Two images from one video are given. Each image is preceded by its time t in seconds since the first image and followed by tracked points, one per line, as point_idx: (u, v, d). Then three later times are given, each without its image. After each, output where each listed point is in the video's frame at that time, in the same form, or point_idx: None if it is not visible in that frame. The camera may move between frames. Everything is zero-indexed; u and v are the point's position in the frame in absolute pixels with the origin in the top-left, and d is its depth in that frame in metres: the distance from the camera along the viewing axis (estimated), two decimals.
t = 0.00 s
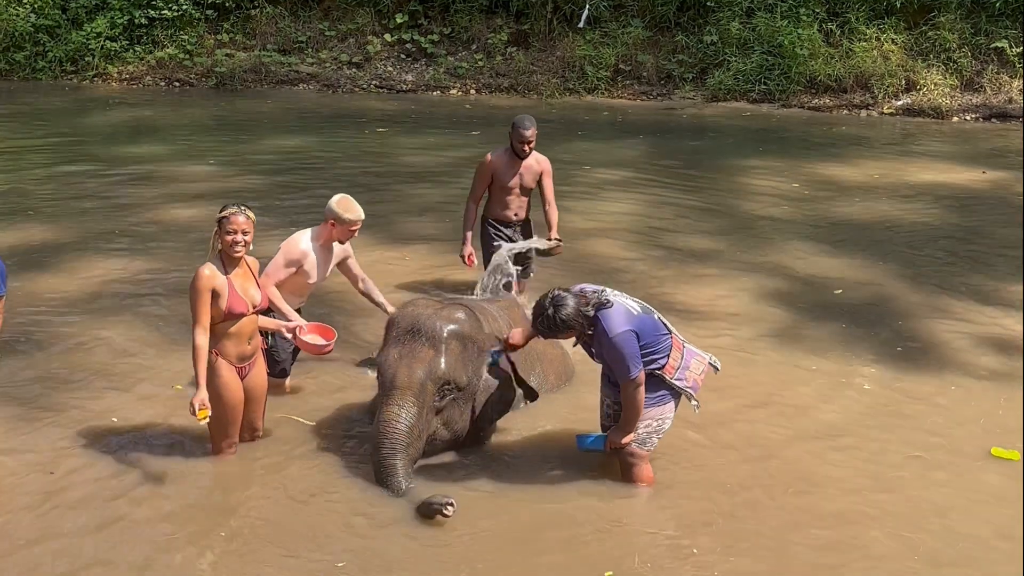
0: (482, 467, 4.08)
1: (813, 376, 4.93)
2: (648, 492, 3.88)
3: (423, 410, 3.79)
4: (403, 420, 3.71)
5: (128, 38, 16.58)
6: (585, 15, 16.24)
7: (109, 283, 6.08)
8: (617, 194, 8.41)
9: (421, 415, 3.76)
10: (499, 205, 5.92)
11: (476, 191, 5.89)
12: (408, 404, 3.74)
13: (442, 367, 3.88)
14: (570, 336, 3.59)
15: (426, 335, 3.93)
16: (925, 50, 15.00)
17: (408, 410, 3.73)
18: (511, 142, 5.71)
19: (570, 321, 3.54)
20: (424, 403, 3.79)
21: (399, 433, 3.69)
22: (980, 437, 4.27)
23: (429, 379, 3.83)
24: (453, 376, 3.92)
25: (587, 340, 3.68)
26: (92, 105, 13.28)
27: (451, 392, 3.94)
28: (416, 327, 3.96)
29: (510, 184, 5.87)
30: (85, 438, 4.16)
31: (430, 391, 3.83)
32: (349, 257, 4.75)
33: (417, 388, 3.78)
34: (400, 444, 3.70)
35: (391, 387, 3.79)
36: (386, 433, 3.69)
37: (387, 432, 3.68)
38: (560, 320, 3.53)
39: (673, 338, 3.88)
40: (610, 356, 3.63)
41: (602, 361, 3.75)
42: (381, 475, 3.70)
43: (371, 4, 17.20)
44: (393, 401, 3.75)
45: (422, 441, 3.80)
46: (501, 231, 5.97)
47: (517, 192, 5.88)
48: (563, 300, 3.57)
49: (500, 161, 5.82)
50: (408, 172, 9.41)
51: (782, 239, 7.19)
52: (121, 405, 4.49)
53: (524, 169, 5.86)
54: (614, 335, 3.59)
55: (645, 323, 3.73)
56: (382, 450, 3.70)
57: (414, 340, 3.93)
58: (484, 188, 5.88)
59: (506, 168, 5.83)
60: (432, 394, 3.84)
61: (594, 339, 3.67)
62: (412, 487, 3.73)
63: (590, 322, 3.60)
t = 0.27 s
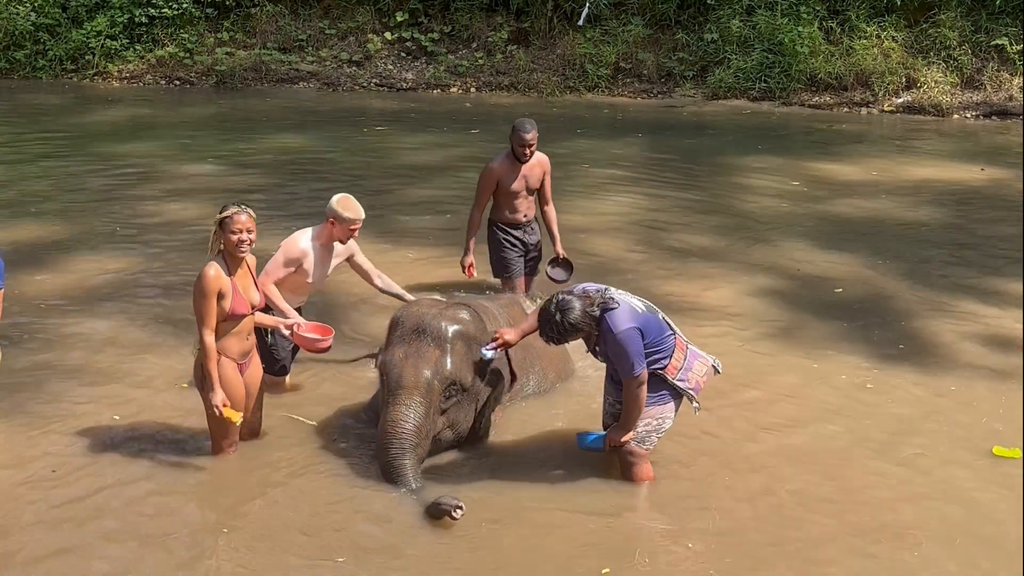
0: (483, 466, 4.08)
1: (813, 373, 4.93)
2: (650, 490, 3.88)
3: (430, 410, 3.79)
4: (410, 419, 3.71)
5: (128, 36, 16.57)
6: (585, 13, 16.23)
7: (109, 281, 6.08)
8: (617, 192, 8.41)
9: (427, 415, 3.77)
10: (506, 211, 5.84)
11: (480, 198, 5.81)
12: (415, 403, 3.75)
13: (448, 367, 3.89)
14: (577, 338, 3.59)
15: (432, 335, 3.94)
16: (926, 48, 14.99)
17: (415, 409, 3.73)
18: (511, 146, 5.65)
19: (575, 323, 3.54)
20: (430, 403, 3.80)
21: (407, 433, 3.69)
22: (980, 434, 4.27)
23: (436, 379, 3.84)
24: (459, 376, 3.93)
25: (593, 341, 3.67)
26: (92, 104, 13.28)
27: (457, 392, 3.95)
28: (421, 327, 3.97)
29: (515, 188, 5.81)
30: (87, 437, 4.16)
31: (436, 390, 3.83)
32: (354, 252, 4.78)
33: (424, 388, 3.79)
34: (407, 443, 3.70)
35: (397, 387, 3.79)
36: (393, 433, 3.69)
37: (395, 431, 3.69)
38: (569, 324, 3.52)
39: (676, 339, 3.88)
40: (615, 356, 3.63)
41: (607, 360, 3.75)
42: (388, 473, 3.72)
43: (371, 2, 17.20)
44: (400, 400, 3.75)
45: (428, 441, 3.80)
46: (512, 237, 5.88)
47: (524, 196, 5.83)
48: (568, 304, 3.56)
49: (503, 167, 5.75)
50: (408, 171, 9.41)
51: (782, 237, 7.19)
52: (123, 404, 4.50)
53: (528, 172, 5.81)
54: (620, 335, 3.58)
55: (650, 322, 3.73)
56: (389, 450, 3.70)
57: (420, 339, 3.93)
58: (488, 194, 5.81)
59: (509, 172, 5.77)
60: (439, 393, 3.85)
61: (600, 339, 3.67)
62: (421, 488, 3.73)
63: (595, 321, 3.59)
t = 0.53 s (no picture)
0: (486, 464, 4.08)
1: (814, 372, 4.94)
2: (653, 490, 3.88)
3: (432, 409, 3.79)
4: (412, 418, 3.71)
5: (128, 35, 16.57)
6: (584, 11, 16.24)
7: (110, 280, 6.07)
8: (617, 191, 8.42)
9: (429, 414, 3.76)
10: (512, 216, 5.83)
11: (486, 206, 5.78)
12: (417, 402, 3.74)
13: (449, 366, 3.89)
14: (580, 340, 3.59)
15: (434, 334, 3.95)
16: (926, 46, 14.99)
17: (417, 409, 3.73)
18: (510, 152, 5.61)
19: (577, 325, 3.54)
20: (432, 401, 3.79)
21: (410, 432, 3.68)
22: (981, 433, 4.28)
23: (437, 378, 3.84)
24: (461, 375, 3.93)
25: (596, 342, 3.67)
26: (93, 103, 13.27)
27: (458, 391, 3.95)
28: (423, 326, 3.97)
29: (518, 194, 5.80)
30: (89, 436, 4.16)
31: (438, 389, 3.83)
32: (349, 257, 4.75)
33: (426, 386, 3.79)
34: (410, 442, 3.69)
35: (399, 386, 3.79)
36: (396, 432, 3.68)
37: (397, 430, 3.68)
38: (572, 327, 3.52)
39: (680, 338, 3.88)
40: (618, 355, 3.63)
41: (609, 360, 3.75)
42: (391, 473, 3.70)
43: (371, 1, 17.20)
44: (402, 399, 3.74)
45: (429, 440, 3.79)
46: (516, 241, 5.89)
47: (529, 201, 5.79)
48: (570, 308, 3.56)
49: (505, 174, 5.71)
50: (408, 169, 9.42)
51: (782, 235, 7.20)
52: (126, 404, 4.49)
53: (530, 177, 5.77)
54: (623, 334, 3.59)
55: (652, 321, 3.74)
56: (391, 448, 3.69)
57: (422, 338, 3.94)
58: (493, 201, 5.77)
59: (512, 178, 5.73)
60: (440, 392, 3.84)
61: (602, 339, 3.67)
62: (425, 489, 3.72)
63: (597, 324, 3.60)
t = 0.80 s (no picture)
0: (485, 463, 4.08)
1: (815, 372, 4.94)
2: (653, 489, 3.88)
3: (430, 408, 3.79)
4: (410, 416, 3.72)
5: (129, 35, 16.57)
6: (585, 11, 16.23)
7: (110, 279, 6.08)
8: (618, 191, 8.42)
9: (427, 412, 3.77)
10: (513, 218, 5.73)
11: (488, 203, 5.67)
12: (415, 400, 3.75)
13: (448, 365, 3.89)
14: (578, 341, 3.59)
15: (433, 333, 3.94)
16: (927, 46, 14.97)
17: (415, 407, 3.73)
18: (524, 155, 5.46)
19: (574, 326, 3.54)
20: (430, 400, 3.79)
21: (407, 430, 3.70)
22: (981, 432, 4.28)
23: (436, 377, 3.84)
24: (459, 374, 3.93)
25: (594, 340, 3.68)
26: (94, 102, 13.28)
27: (457, 389, 3.95)
28: (422, 325, 3.97)
29: (523, 198, 5.69)
30: (90, 436, 4.16)
31: (437, 388, 3.83)
32: (348, 253, 4.74)
33: (425, 385, 3.79)
34: (407, 440, 3.70)
35: (397, 384, 3.80)
36: (394, 430, 3.69)
37: (395, 428, 3.69)
38: (569, 330, 3.52)
39: (680, 338, 3.88)
40: (616, 354, 3.63)
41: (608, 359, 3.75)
42: (388, 470, 3.74)
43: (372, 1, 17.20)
44: (400, 397, 3.75)
45: (427, 438, 3.81)
46: (511, 244, 5.80)
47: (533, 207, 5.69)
48: (569, 308, 3.55)
49: (515, 175, 5.58)
50: (409, 169, 9.42)
51: (783, 235, 7.20)
52: (126, 403, 4.49)
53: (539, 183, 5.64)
54: (620, 333, 3.59)
55: (651, 321, 3.73)
56: (388, 447, 3.71)
57: (421, 337, 3.93)
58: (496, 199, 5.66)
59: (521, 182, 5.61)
60: (439, 391, 3.84)
61: (601, 339, 3.67)
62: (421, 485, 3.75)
63: (595, 325, 3.60)
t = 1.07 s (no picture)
0: (486, 464, 4.07)
1: (817, 373, 4.93)
2: (655, 491, 3.86)
3: (428, 411, 3.81)
4: (408, 420, 3.75)
5: (133, 35, 16.58)
6: (589, 11, 16.23)
7: (113, 278, 6.07)
8: (620, 192, 8.41)
9: (425, 415, 3.79)
10: (516, 216, 5.72)
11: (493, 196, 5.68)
12: (413, 404, 3.77)
13: (448, 367, 3.90)
14: (576, 341, 3.58)
15: (432, 335, 3.94)
16: (930, 47, 14.94)
17: (413, 410, 3.76)
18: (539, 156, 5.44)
19: (572, 325, 3.53)
20: (428, 403, 3.81)
21: (404, 433, 3.73)
22: (984, 434, 4.26)
23: (435, 380, 3.85)
24: (459, 377, 3.93)
25: (594, 341, 3.67)
26: (98, 102, 13.28)
27: (457, 392, 3.95)
28: (422, 327, 3.97)
29: (533, 198, 5.66)
30: (91, 435, 4.15)
31: (435, 391, 3.85)
32: (361, 253, 4.71)
33: (423, 388, 3.81)
34: (403, 443, 3.74)
35: (396, 387, 3.82)
36: (391, 432, 3.72)
37: (392, 431, 3.72)
38: (566, 327, 3.52)
39: (680, 338, 3.88)
40: (616, 354, 3.63)
41: (609, 361, 3.75)
42: (384, 470, 3.77)
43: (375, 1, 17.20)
44: (398, 400, 3.78)
45: (426, 441, 3.83)
46: (513, 242, 5.73)
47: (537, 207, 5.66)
48: (568, 307, 3.55)
49: (526, 173, 5.58)
50: (411, 169, 9.42)
51: (785, 236, 7.19)
52: (128, 402, 4.48)
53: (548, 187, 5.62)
54: (620, 332, 3.58)
55: (651, 321, 3.73)
56: (387, 449, 3.75)
57: (420, 340, 3.94)
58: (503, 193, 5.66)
59: (530, 181, 5.60)
60: (438, 394, 3.86)
61: (602, 339, 3.66)
62: (416, 482, 3.80)
63: (595, 325, 3.59)
